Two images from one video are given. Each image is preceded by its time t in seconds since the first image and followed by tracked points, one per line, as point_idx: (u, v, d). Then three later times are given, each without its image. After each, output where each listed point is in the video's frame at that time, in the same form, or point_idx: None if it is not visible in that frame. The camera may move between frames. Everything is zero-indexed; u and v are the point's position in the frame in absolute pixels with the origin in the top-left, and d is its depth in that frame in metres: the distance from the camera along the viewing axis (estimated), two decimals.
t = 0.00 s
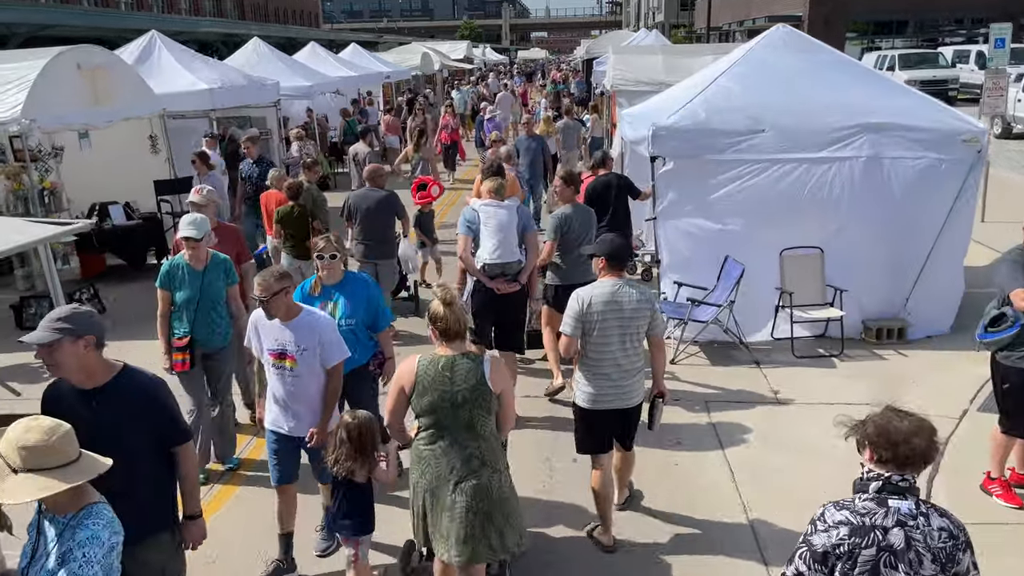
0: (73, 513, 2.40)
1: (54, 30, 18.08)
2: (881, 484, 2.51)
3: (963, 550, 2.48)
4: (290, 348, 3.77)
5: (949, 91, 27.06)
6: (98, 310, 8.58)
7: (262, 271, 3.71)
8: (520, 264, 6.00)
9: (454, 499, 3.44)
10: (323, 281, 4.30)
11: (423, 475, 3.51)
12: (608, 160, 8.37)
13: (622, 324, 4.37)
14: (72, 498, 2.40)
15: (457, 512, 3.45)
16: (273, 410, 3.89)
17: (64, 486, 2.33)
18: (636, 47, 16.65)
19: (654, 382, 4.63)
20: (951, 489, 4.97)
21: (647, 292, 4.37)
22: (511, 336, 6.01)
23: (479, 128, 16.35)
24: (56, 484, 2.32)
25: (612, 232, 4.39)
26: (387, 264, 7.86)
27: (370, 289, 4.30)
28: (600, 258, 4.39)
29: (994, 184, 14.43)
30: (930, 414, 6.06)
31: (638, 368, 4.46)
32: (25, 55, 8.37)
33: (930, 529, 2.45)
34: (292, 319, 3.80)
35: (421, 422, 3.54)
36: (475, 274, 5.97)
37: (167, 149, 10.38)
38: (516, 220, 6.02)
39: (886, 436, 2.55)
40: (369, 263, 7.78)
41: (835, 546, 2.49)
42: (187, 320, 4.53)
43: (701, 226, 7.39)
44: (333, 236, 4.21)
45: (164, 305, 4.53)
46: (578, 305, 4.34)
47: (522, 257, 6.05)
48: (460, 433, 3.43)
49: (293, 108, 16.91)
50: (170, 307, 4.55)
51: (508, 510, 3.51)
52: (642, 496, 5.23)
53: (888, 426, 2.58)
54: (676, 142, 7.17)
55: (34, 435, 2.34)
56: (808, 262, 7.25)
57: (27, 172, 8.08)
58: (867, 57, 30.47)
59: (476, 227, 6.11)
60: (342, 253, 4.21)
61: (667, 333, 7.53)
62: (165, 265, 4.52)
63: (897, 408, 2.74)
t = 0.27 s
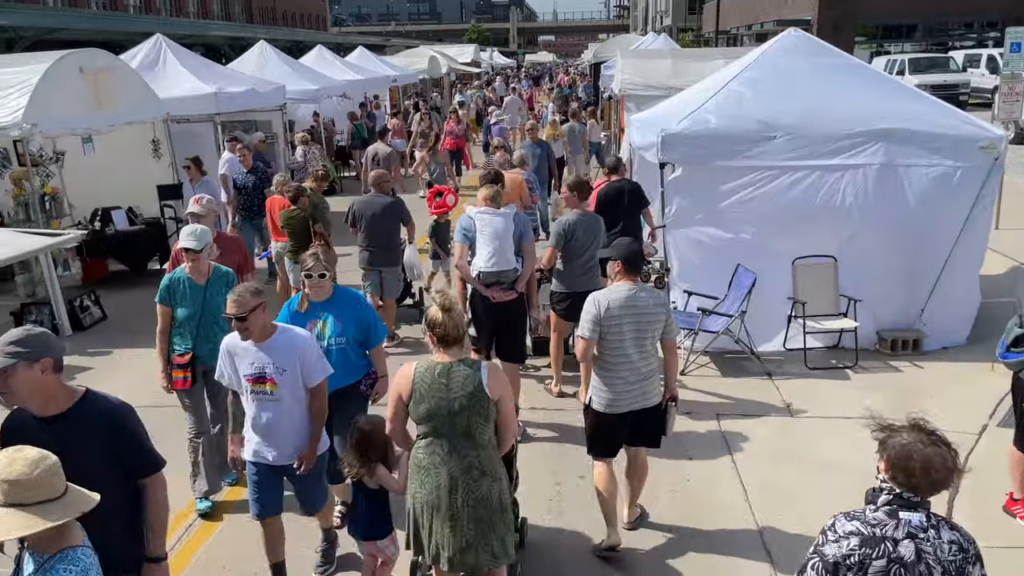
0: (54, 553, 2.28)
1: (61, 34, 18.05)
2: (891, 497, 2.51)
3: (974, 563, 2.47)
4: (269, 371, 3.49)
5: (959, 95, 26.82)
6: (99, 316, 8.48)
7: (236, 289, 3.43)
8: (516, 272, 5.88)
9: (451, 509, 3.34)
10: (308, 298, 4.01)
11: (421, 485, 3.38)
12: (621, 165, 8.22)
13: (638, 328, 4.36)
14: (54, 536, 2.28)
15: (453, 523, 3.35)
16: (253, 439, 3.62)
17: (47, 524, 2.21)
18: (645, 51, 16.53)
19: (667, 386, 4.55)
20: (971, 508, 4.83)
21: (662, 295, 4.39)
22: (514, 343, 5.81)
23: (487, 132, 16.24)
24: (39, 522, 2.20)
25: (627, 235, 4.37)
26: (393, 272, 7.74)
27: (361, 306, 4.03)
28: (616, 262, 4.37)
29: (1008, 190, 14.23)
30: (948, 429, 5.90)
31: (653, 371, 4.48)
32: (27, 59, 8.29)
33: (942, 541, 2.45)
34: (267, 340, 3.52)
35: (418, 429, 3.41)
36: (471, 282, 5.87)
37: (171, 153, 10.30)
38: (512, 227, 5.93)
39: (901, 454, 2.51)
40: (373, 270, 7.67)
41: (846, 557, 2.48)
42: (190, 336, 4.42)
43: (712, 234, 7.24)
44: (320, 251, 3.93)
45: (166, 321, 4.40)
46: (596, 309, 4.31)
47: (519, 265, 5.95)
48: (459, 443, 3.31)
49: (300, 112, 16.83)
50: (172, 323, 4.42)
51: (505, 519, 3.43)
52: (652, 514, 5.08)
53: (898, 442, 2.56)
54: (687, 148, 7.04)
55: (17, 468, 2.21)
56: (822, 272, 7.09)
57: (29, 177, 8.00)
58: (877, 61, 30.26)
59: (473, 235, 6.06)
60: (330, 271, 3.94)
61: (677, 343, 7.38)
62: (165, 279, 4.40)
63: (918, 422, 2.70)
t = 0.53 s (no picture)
0: None
1: (65, 36, 17.95)
2: (909, 502, 2.58)
3: (991, 567, 2.53)
4: (248, 392, 3.32)
5: (970, 103, 26.60)
6: (99, 324, 8.35)
7: (211, 306, 3.27)
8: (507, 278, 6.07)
9: (455, 520, 3.30)
10: (299, 318, 3.79)
11: (425, 498, 3.33)
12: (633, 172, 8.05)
13: (650, 333, 4.39)
14: None
15: (457, 534, 3.31)
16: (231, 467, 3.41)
17: (16, 564, 2.07)
18: (653, 57, 16.41)
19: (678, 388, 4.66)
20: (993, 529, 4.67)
21: (670, 300, 4.42)
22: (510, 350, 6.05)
23: (493, 138, 16.12)
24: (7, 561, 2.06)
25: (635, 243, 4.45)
26: (396, 281, 7.59)
27: (354, 329, 3.82)
28: (624, 268, 4.43)
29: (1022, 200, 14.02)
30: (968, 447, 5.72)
31: (665, 376, 4.49)
32: (27, 63, 8.18)
33: (958, 546, 2.51)
34: (243, 360, 3.34)
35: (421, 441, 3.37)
36: (461, 287, 6.13)
37: (173, 158, 10.19)
38: (502, 232, 6.14)
39: (921, 465, 2.54)
40: (376, 280, 7.53)
41: (861, 560, 2.56)
42: (181, 354, 4.24)
43: (723, 244, 7.07)
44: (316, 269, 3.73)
45: (154, 338, 4.22)
46: (605, 316, 4.38)
47: (509, 270, 6.17)
48: (464, 454, 3.28)
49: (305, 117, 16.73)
50: (162, 340, 4.24)
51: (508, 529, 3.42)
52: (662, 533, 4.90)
53: (916, 449, 2.60)
54: (698, 156, 6.88)
55: None
56: (835, 283, 6.92)
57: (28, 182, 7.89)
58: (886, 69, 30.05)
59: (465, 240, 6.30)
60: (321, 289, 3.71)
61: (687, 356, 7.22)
62: (154, 295, 4.21)
63: (938, 426, 2.73)
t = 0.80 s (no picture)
0: None
1: (73, 39, 17.92)
2: (926, 513, 2.52)
3: None
4: (236, 420, 3.15)
5: (984, 112, 26.32)
6: (101, 330, 8.24)
7: (199, 327, 3.10)
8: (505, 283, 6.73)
9: (477, 532, 3.23)
10: (296, 337, 3.62)
11: (444, 508, 3.26)
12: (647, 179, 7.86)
13: (653, 344, 4.24)
14: None
15: (479, 545, 3.23)
16: (220, 498, 3.25)
17: None
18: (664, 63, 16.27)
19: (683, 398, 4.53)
20: (1018, 552, 4.48)
21: (675, 310, 4.27)
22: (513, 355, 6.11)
23: (503, 144, 16.00)
24: None
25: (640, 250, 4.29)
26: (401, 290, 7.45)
27: (355, 354, 3.65)
28: (627, 277, 4.27)
29: None
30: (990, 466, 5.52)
31: (670, 388, 4.34)
32: (32, 66, 8.10)
33: (978, 557, 2.44)
34: (232, 386, 3.17)
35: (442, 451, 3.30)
36: (460, 292, 6.78)
37: (179, 163, 10.09)
38: (499, 238, 6.70)
39: (935, 474, 2.50)
40: (381, 289, 7.39)
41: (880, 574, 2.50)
42: (170, 372, 4.10)
43: (737, 255, 6.90)
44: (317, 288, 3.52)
45: (143, 352, 4.08)
46: (605, 326, 4.24)
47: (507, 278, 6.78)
48: (487, 465, 3.21)
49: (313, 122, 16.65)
50: (152, 355, 4.11)
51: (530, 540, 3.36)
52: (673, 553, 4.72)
53: (931, 458, 2.55)
54: (711, 165, 6.71)
55: None
56: (851, 296, 6.76)
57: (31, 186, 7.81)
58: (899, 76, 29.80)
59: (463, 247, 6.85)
60: (324, 306, 3.52)
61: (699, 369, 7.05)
62: (143, 310, 4.08)
63: (952, 433, 2.68)
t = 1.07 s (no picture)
0: None
1: (82, 41, 17.88)
2: (940, 534, 2.50)
3: None
4: (238, 459, 3.00)
5: (999, 119, 26.02)
6: (106, 336, 8.13)
7: (212, 355, 2.98)
8: (512, 291, 6.66)
9: (504, 542, 3.25)
10: (298, 359, 3.45)
11: (472, 519, 3.27)
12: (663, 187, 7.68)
13: (652, 354, 4.21)
14: None
15: (506, 556, 3.26)
16: (215, 538, 3.11)
17: None
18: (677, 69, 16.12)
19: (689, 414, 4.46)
20: None
21: (675, 320, 4.25)
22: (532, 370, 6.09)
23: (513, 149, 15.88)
24: None
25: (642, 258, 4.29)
26: (409, 298, 7.31)
27: (359, 377, 3.48)
28: (627, 285, 4.26)
29: None
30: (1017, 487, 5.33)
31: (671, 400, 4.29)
32: (39, 68, 8.02)
33: None
34: (240, 421, 3.02)
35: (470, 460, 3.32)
36: (467, 302, 6.60)
37: (186, 167, 10.00)
38: (506, 245, 6.60)
39: (947, 490, 2.47)
40: (389, 297, 7.24)
41: None
42: (171, 390, 3.97)
43: (755, 267, 6.74)
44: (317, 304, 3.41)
45: (142, 371, 3.94)
46: (604, 334, 4.22)
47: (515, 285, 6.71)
48: (517, 476, 3.24)
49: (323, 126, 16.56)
50: (151, 373, 3.97)
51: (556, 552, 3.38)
52: None
53: (942, 474, 2.53)
54: (728, 174, 6.54)
55: None
56: (871, 309, 6.60)
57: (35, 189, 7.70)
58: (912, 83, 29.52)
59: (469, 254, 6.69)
60: (325, 325, 3.38)
61: (714, 382, 6.87)
62: (144, 324, 3.95)
63: (963, 453, 2.66)
